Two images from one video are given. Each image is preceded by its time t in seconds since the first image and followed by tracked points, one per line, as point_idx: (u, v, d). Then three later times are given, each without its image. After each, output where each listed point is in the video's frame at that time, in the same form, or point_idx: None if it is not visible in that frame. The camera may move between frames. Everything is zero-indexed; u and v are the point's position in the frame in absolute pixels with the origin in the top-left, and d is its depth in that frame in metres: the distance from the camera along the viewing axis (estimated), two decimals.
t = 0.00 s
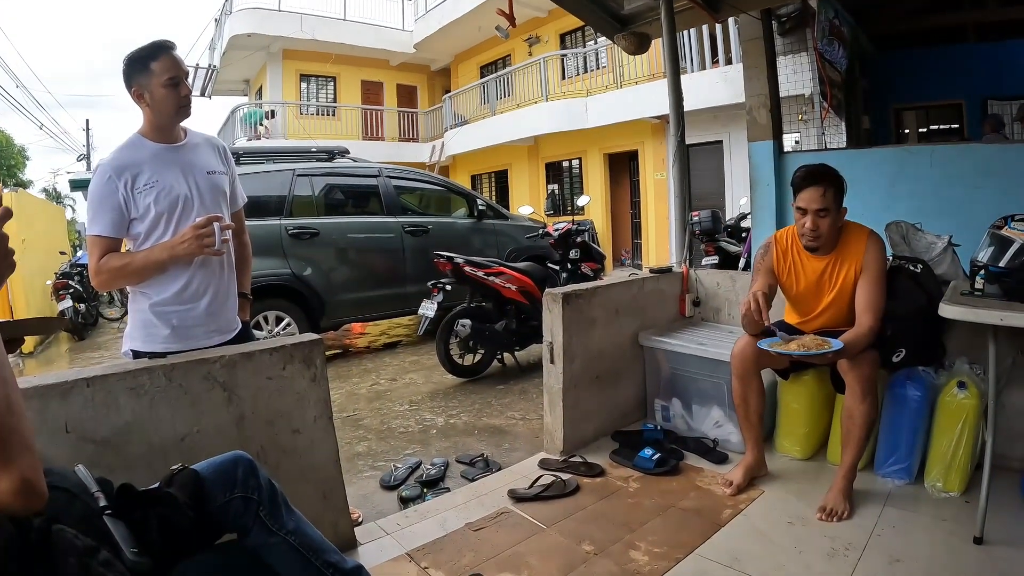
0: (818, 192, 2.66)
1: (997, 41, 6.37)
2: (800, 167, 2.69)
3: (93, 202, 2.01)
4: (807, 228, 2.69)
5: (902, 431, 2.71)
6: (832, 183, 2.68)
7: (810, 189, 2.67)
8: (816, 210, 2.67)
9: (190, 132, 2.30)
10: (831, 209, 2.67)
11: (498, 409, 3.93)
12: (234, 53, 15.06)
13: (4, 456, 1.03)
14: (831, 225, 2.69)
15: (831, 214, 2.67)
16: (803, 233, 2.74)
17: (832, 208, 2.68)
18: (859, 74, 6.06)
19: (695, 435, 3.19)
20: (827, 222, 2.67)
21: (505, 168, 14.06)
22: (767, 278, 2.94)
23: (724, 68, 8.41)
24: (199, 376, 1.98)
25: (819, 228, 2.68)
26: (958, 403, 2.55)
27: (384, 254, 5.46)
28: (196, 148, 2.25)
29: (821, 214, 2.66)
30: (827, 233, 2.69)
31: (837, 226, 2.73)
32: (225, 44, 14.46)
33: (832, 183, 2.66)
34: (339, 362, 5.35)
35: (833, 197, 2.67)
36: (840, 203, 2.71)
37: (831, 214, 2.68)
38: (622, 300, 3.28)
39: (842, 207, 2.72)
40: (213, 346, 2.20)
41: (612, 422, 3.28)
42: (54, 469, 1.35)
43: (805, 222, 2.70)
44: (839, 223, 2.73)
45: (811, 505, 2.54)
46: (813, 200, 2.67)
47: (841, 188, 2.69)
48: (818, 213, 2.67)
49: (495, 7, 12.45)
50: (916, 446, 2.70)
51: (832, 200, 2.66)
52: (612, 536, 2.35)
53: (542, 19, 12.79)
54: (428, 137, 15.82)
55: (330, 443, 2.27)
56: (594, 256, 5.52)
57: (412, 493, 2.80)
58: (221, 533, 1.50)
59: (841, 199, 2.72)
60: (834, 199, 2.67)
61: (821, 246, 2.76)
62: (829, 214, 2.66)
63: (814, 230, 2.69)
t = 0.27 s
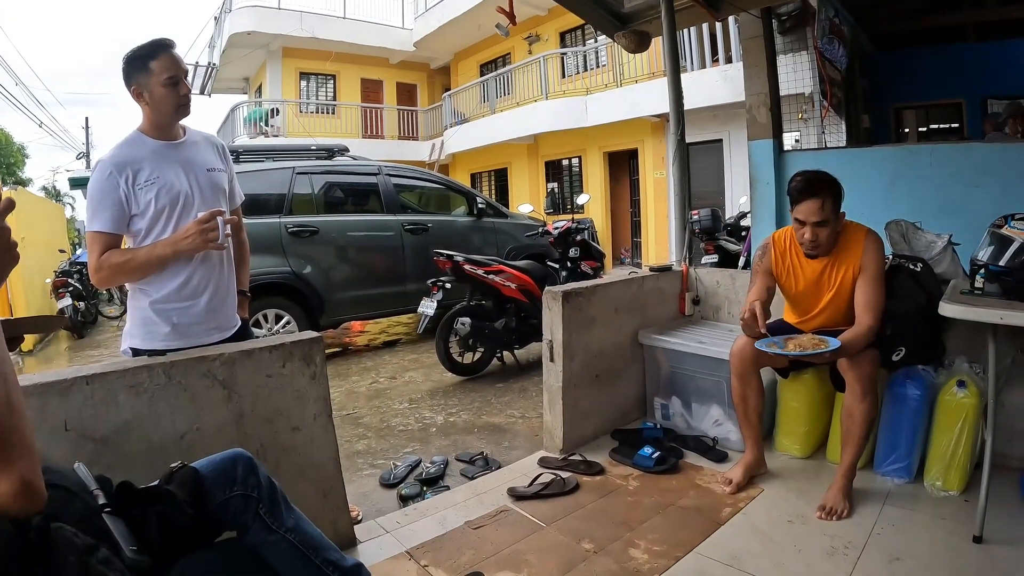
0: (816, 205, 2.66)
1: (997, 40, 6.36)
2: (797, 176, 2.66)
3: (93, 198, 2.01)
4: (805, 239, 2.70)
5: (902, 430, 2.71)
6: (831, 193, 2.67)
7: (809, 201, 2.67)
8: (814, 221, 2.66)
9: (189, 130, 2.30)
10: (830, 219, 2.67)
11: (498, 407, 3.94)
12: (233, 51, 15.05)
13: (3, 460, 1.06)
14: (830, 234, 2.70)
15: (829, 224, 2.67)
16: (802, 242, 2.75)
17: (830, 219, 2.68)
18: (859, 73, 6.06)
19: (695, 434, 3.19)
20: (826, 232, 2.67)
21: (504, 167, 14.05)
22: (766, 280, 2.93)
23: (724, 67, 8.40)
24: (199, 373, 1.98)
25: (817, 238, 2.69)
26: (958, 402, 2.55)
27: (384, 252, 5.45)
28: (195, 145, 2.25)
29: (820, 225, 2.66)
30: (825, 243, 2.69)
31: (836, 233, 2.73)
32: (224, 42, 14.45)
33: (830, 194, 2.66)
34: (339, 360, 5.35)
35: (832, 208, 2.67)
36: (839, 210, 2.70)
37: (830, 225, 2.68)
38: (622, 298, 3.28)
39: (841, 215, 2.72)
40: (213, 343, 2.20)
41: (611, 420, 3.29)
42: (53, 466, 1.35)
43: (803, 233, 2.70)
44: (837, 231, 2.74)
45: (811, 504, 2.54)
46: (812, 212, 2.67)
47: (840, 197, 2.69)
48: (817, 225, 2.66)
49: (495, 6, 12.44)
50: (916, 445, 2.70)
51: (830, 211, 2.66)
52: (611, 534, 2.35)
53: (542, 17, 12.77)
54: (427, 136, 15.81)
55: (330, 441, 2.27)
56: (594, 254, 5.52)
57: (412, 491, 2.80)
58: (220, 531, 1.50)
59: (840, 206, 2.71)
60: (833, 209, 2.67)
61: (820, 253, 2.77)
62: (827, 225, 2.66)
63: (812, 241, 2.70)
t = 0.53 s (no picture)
0: (815, 209, 2.65)
1: (998, 40, 6.36)
2: (800, 179, 2.65)
3: (94, 197, 2.00)
4: (804, 243, 2.70)
5: (902, 430, 2.71)
6: (832, 196, 2.66)
7: (806, 206, 2.66)
8: (813, 225, 2.66)
9: (190, 128, 2.29)
10: (828, 223, 2.66)
11: (498, 406, 3.93)
12: (234, 49, 15.04)
13: None
14: (829, 238, 2.69)
15: (828, 229, 2.66)
16: (801, 245, 2.75)
17: (829, 223, 2.67)
18: (860, 73, 6.05)
19: (695, 433, 3.19)
20: (824, 236, 2.67)
21: (505, 166, 14.04)
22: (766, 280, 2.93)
23: (725, 66, 8.39)
24: (199, 371, 1.98)
25: (815, 242, 2.69)
26: (958, 402, 2.55)
27: (384, 251, 5.45)
28: (195, 143, 2.25)
29: (818, 229, 2.66)
30: (823, 246, 2.69)
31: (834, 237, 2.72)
32: (225, 41, 14.45)
33: (829, 198, 2.65)
34: (339, 359, 5.35)
35: (830, 213, 2.66)
36: (838, 213, 2.69)
37: (829, 229, 2.67)
38: (622, 297, 3.28)
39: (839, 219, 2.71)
40: (212, 341, 2.20)
41: (611, 419, 3.28)
42: (53, 464, 1.35)
43: (801, 235, 2.71)
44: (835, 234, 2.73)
45: (811, 503, 2.53)
46: (809, 216, 2.66)
47: (840, 200, 2.68)
48: (814, 229, 2.66)
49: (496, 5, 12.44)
50: (916, 445, 2.70)
51: (830, 215, 2.65)
52: (611, 533, 2.35)
53: (542, 16, 12.76)
54: (428, 135, 15.80)
55: (330, 440, 2.27)
56: (594, 253, 5.53)
57: (412, 489, 2.80)
58: (220, 529, 1.50)
59: (840, 209, 2.70)
60: (832, 213, 2.66)
61: (818, 255, 2.77)
62: (825, 230, 2.66)
63: (811, 245, 2.70)
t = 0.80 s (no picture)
0: (812, 205, 2.65)
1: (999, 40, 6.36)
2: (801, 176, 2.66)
3: (93, 195, 2.01)
4: (799, 238, 2.71)
5: (901, 430, 2.71)
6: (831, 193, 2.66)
7: (804, 201, 2.67)
8: (809, 221, 2.67)
9: (190, 126, 2.29)
10: (825, 220, 2.66)
11: (498, 405, 3.93)
12: (235, 48, 15.04)
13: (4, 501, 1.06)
14: (825, 236, 2.69)
15: (824, 225, 2.67)
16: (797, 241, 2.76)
17: (826, 220, 2.67)
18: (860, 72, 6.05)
19: (695, 432, 3.19)
20: (820, 232, 2.68)
21: (506, 165, 14.05)
22: (764, 280, 2.93)
23: (726, 65, 8.39)
24: (199, 370, 1.98)
25: (811, 238, 2.69)
26: (958, 402, 2.55)
27: (385, 250, 5.45)
28: (195, 141, 2.25)
29: (814, 225, 2.67)
30: (819, 242, 2.69)
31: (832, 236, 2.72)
32: (226, 40, 14.45)
33: (828, 195, 2.65)
34: (339, 357, 5.35)
35: (828, 210, 2.66)
36: (836, 214, 2.69)
37: (825, 226, 2.67)
38: (622, 296, 3.28)
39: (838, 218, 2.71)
40: (211, 339, 2.20)
41: (611, 418, 3.28)
42: (52, 462, 1.35)
43: (798, 230, 2.71)
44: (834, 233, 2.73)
45: (810, 503, 2.53)
46: (806, 211, 2.67)
47: (839, 198, 2.67)
48: (810, 224, 2.67)
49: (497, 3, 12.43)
50: (916, 445, 2.70)
51: (826, 212, 2.65)
52: (610, 532, 2.35)
53: (543, 15, 12.76)
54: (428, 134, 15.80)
55: (329, 438, 2.27)
56: (594, 253, 5.54)
57: (412, 488, 2.80)
58: (219, 528, 1.50)
59: (839, 208, 2.70)
60: (830, 210, 2.66)
61: (815, 253, 2.78)
62: (821, 226, 2.66)
63: (806, 240, 2.71)
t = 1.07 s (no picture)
0: (812, 192, 2.66)
1: (1000, 40, 6.36)
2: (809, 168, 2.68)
3: (96, 193, 2.01)
4: (794, 224, 2.72)
5: (901, 429, 2.71)
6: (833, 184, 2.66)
7: (804, 187, 2.67)
8: (806, 207, 2.67)
9: (193, 125, 2.29)
10: (822, 210, 2.66)
11: (499, 403, 3.94)
12: (236, 46, 15.04)
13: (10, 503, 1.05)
14: (820, 226, 2.68)
15: (820, 214, 2.66)
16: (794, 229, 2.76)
17: (824, 209, 2.67)
18: (863, 71, 6.05)
19: (695, 431, 3.19)
20: (815, 221, 2.67)
21: (506, 163, 14.05)
22: (765, 278, 2.94)
23: (727, 64, 8.39)
24: (202, 368, 1.98)
25: (805, 225, 2.69)
26: (958, 402, 2.55)
27: (386, 248, 5.45)
28: (198, 140, 2.25)
29: (809, 212, 2.67)
30: (812, 231, 2.68)
31: (832, 228, 2.71)
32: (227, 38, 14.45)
33: (829, 182, 2.65)
34: (340, 356, 5.36)
35: (828, 200, 2.66)
36: (836, 206, 2.69)
37: (822, 215, 2.67)
38: (624, 295, 3.28)
39: (838, 208, 2.69)
40: (213, 338, 2.20)
41: (612, 417, 3.29)
42: (58, 459, 1.35)
43: (794, 216, 2.72)
44: (834, 225, 2.71)
45: (811, 502, 2.54)
46: (805, 197, 2.68)
47: (840, 190, 2.67)
48: (806, 210, 2.67)
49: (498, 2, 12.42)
50: (916, 444, 2.70)
51: (824, 202, 2.65)
52: (611, 530, 2.36)
53: (544, 14, 12.75)
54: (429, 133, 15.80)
55: (331, 436, 2.27)
56: (596, 252, 5.53)
57: (413, 486, 2.80)
58: (224, 525, 1.51)
59: (839, 201, 2.69)
60: (829, 201, 2.66)
61: (814, 245, 2.77)
62: (817, 213, 2.66)
63: (800, 227, 2.71)
